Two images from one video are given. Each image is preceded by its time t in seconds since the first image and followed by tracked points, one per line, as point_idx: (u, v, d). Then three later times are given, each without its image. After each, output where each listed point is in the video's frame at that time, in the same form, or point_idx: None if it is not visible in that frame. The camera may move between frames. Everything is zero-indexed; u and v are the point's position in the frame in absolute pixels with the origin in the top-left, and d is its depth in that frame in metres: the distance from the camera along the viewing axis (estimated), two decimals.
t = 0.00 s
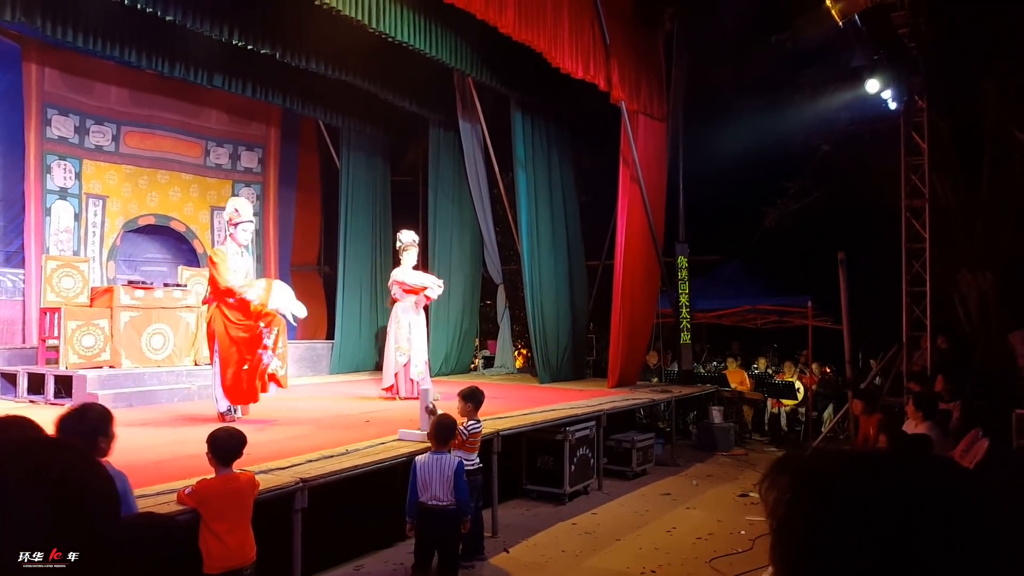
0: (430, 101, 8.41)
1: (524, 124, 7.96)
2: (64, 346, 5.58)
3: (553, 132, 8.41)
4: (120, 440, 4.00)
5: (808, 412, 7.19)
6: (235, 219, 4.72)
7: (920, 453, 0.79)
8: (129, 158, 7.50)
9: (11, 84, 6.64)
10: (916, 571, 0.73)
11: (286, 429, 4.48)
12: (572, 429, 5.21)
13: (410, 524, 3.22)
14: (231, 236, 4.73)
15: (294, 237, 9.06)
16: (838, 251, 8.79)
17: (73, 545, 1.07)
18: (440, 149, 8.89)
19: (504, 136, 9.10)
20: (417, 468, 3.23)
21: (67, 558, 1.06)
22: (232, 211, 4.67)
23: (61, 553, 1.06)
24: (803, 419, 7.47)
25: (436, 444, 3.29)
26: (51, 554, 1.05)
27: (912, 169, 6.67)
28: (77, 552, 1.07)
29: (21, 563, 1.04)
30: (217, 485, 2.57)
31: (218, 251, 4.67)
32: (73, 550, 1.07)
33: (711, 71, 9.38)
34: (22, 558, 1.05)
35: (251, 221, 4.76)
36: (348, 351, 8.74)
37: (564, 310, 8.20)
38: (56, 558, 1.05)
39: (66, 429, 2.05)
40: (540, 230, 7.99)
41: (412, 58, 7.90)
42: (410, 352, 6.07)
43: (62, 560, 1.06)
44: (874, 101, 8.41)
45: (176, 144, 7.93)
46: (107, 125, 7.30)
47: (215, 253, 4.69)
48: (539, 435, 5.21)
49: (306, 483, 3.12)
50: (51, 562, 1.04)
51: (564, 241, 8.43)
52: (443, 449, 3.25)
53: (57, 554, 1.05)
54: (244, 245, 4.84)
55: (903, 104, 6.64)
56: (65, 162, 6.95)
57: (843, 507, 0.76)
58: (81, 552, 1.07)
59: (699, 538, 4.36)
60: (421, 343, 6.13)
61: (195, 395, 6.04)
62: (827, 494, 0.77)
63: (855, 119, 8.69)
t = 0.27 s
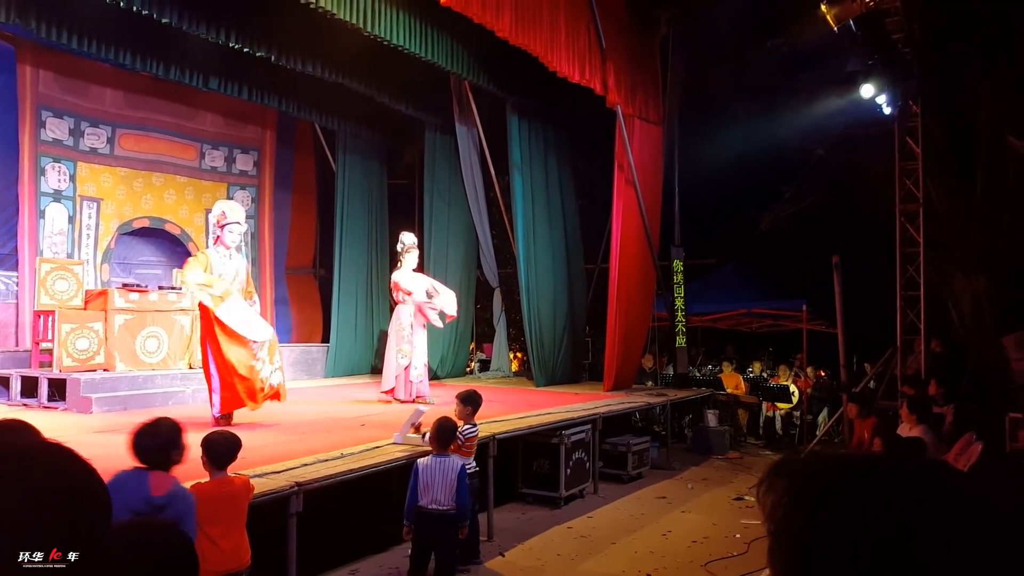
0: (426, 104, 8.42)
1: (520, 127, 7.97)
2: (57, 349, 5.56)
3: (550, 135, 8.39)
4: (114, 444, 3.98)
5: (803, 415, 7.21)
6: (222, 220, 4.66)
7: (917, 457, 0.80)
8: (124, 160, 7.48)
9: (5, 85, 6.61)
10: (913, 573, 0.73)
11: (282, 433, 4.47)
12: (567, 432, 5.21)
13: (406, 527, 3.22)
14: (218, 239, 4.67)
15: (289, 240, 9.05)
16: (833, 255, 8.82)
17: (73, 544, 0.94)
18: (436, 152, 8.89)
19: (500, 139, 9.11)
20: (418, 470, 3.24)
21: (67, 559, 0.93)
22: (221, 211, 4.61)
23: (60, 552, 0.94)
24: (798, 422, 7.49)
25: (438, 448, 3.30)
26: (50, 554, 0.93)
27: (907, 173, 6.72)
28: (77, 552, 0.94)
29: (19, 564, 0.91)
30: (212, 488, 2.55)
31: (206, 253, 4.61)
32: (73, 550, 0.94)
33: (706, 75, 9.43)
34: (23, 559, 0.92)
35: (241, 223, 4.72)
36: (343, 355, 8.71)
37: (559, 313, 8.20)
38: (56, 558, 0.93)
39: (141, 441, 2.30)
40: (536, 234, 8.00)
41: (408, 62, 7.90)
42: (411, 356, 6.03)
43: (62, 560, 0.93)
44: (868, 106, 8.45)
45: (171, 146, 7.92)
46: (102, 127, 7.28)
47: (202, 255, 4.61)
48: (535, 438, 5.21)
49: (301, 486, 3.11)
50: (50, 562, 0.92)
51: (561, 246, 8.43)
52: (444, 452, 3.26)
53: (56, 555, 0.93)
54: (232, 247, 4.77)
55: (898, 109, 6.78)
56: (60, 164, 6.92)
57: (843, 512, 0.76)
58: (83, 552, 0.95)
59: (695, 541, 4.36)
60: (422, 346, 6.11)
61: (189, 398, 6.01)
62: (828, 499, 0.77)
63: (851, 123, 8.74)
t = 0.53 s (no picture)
0: (419, 106, 8.41)
1: (513, 129, 7.98)
2: (46, 350, 5.50)
3: (542, 137, 8.40)
4: (103, 447, 3.95)
5: (794, 417, 7.24)
6: (209, 222, 4.63)
7: (908, 458, 0.80)
8: (114, 161, 7.43)
9: None
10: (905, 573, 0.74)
11: (273, 436, 4.45)
12: (560, 434, 5.22)
13: (399, 532, 3.15)
14: (204, 241, 4.63)
15: (280, 241, 9.02)
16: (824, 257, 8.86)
17: (72, 545, 1.02)
18: (428, 154, 8.88)
19: (492, 141, 9.11)
20: (416, 472, 3.19)
21: (66, 559, 1.01)
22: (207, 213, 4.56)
23: (60, 553, 1.01)
24: (789, 423, 7.52)
25: (434, 449, 3.31)
26: (50, 554, 1.00)
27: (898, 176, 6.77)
28: (76, 552, 1.02)
29: (20, 564, 0.98)
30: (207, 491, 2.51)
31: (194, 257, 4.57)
32: (73, 550, 1.01)
33: (697, 78, 9.47)
34: (23, 558, 0.99)
35: (228, 226, 4.67)
36: (335, 357, 8.68)
37: (552, 315, 8.20)
38: (55, 558, 1.00)
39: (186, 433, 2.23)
40: (529, 235, 8.00)
41: (400, 63, 7.89)
42: (411, 356, 6.02)
43: (61, 560, 1.00)
44: (859, 109, 8.51)
45: (161, 147, 7.88)
46: (92, 128, 7.24)
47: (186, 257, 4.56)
48: (528, 440, 5.21)
49: (293, 489, 3.10)
50: (50, 562, 0.99)
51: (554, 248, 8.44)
52: (441, 454, 3.27)
53: (56, 555, 1.00)
54: (218, 250, 4.72)
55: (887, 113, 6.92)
56: (49, 164, 6.87)
57: (834, 515, 0.76)
58: (81, 553, 1.02)
59: (687, 543, 4.37)
60: (421, 346, 6.12)
61: (181, 400, 5.94)
62: (818, 501, 0.78)
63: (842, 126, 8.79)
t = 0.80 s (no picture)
0: (408, 106, 8.40)
1: (503, 130, 7.98)
2: (32, 352, 5.45)
3: (532, 138, 8.40)
4: (88, 449, 3.91)
5: (782, 417, 7.28)
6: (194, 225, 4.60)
7: (894, 458, 0.81)
8: (101, 161, 7.37)
9: None
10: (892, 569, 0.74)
11: (260, 437, 4.41)
12: (550, 435, 5.22)
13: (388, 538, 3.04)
14: (188, 243, 4.61)
15: (269, 242, 8.97)
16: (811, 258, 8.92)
17: (71, 545, 1.06)
18: (418, 154, 8.87)
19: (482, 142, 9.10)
20: (409, 475, 3.17)
21: (65, 558, 1.05)
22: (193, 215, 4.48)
23: (59, 554, 1.05)
24: (777, 423, 7.56)
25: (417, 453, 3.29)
26: (50, 554, 1.05)
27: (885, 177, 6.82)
28: (76, 551, 1.05)
29: (21, 563, 1.03)
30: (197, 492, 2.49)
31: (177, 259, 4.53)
32: (73, 550, 1.05)
33: (686, 80, 9.51)
34: (23, 558, 1.05)
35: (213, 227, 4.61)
36: (324, 358, 8.65)
37: (541, 316, 8.21)
38: (55, 558, 1.04)
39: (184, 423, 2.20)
40: (518, 236, 8.01)
41: (389, 64, 7.87)
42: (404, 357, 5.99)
43: (61, 560, 1.04)
44: (845, 111, 8.57)
45: (149, 147, 7.82)
46: (79, 128, 7.18)
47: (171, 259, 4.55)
48: (517, 441, 5.21)
49: (281, 490, 3.08)
50: (50, 561, 1.04)
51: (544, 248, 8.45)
52: (426, 457, 3.26)
53: (56, 555, 1.04)
54: (203, 252, 4.70)
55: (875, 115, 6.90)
56: (35, 165, 6.80)
57: (819, 514, 0.76)
58: (80, 551, 1.06)
59: (676, 542, 4.39)
60: (415, 347, 6.08)
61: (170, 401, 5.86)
62: (804, 500, 0.77)
63: (829, 128, 8.86)
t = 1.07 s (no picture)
0: (397, 106, 8.39)
1: (492, 130, 7.99)
2: (18, 353, 5.48)
3: (521, 138, 8.41)
4: (76, 449, 3.90)
5: (770, 415, 7.34)
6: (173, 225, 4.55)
7: (881, 456, 0.82)
8: (87, 161, 7.32)
9: None
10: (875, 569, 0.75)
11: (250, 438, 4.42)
12: (539, 434, 5.23)
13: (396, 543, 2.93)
14: (168, 244, 4.55)
15: (257, 242, 8.94)
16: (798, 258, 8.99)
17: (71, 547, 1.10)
18: (407, 154, 8.85)
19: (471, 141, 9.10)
20: (414, 476, 3.12)
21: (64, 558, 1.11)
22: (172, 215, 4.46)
23: (58, 554, 1.12)
24: (765, 422, 7.61)
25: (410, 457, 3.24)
26: (50, 554, 1.11)
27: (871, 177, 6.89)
28: (76, 552, 1.09)
29: (22, 563, 1.08)
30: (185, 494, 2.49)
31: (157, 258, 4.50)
32: (73, 551, 1.09)
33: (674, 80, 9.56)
34: (23, 558, 1.08)
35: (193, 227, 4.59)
36: (313, 358, 8.62)
37: (530, 315, 8.22)
38: (56, 558, 1.11)
39: (171, 426, 2.17)
40: (508, 236, 8.02)
41: (378, 63, 7.85)
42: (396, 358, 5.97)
43: (60, 559, 1.11)
44: (832, 112, 8.64)
45: (136, 147, 7.77)
46: (64, 127, 7.12)
47: (151, 261, 4.48)
48: (507, 440, 5.22)
49: (270, 491, 3.08)
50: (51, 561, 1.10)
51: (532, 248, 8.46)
52: (420, 459, 3.23)
53: (56, 555, 1.11)
54: (183, 253, 4.66)
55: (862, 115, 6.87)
56: (20, 164, 6.74)
57: (803, 513, 0.78)
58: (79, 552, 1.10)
59: (665, 540, 4.42)
60: (405, 346, 6.06)
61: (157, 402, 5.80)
62: (788, 499, 0.79)
63: (816, 128, 8.93)
